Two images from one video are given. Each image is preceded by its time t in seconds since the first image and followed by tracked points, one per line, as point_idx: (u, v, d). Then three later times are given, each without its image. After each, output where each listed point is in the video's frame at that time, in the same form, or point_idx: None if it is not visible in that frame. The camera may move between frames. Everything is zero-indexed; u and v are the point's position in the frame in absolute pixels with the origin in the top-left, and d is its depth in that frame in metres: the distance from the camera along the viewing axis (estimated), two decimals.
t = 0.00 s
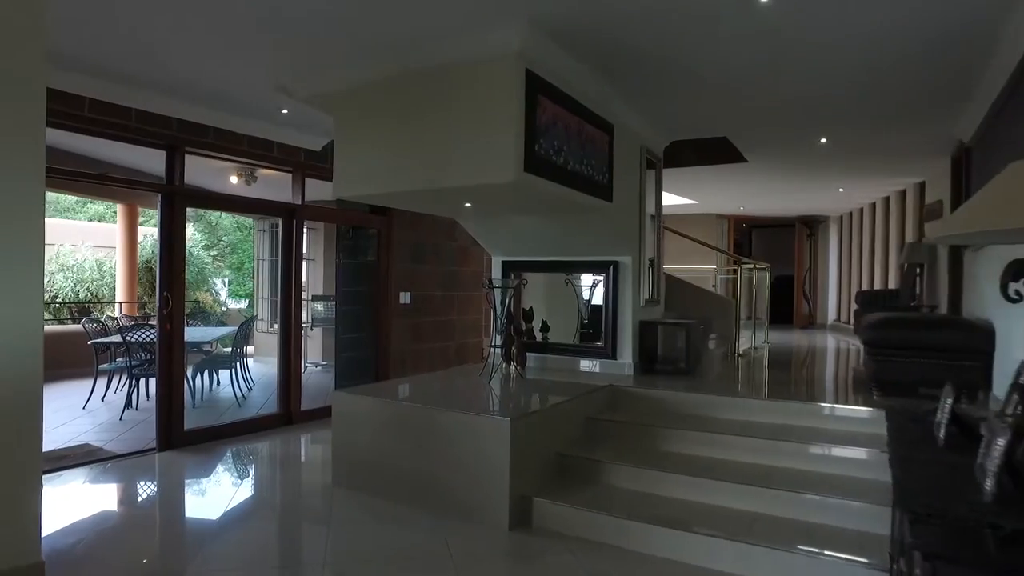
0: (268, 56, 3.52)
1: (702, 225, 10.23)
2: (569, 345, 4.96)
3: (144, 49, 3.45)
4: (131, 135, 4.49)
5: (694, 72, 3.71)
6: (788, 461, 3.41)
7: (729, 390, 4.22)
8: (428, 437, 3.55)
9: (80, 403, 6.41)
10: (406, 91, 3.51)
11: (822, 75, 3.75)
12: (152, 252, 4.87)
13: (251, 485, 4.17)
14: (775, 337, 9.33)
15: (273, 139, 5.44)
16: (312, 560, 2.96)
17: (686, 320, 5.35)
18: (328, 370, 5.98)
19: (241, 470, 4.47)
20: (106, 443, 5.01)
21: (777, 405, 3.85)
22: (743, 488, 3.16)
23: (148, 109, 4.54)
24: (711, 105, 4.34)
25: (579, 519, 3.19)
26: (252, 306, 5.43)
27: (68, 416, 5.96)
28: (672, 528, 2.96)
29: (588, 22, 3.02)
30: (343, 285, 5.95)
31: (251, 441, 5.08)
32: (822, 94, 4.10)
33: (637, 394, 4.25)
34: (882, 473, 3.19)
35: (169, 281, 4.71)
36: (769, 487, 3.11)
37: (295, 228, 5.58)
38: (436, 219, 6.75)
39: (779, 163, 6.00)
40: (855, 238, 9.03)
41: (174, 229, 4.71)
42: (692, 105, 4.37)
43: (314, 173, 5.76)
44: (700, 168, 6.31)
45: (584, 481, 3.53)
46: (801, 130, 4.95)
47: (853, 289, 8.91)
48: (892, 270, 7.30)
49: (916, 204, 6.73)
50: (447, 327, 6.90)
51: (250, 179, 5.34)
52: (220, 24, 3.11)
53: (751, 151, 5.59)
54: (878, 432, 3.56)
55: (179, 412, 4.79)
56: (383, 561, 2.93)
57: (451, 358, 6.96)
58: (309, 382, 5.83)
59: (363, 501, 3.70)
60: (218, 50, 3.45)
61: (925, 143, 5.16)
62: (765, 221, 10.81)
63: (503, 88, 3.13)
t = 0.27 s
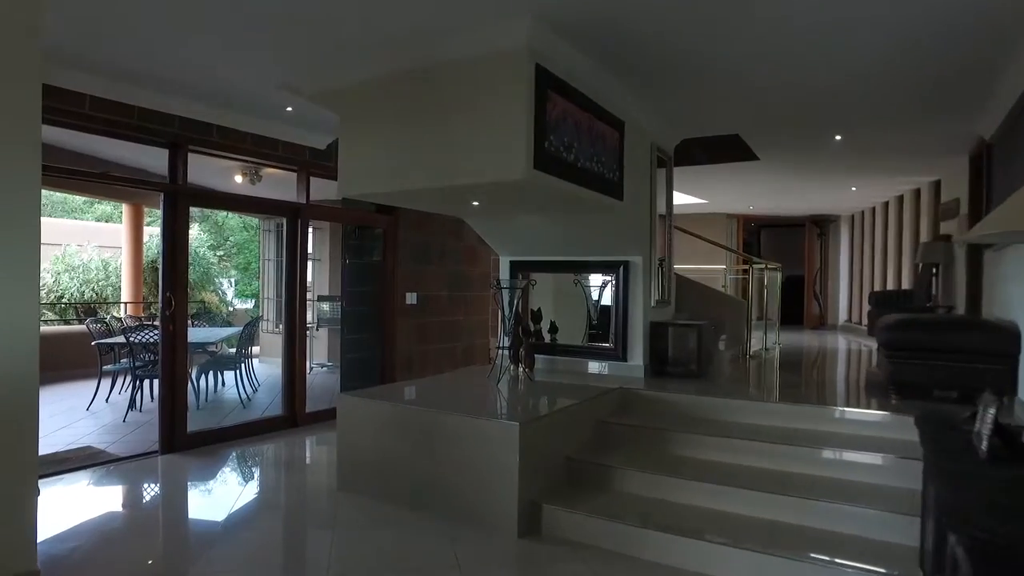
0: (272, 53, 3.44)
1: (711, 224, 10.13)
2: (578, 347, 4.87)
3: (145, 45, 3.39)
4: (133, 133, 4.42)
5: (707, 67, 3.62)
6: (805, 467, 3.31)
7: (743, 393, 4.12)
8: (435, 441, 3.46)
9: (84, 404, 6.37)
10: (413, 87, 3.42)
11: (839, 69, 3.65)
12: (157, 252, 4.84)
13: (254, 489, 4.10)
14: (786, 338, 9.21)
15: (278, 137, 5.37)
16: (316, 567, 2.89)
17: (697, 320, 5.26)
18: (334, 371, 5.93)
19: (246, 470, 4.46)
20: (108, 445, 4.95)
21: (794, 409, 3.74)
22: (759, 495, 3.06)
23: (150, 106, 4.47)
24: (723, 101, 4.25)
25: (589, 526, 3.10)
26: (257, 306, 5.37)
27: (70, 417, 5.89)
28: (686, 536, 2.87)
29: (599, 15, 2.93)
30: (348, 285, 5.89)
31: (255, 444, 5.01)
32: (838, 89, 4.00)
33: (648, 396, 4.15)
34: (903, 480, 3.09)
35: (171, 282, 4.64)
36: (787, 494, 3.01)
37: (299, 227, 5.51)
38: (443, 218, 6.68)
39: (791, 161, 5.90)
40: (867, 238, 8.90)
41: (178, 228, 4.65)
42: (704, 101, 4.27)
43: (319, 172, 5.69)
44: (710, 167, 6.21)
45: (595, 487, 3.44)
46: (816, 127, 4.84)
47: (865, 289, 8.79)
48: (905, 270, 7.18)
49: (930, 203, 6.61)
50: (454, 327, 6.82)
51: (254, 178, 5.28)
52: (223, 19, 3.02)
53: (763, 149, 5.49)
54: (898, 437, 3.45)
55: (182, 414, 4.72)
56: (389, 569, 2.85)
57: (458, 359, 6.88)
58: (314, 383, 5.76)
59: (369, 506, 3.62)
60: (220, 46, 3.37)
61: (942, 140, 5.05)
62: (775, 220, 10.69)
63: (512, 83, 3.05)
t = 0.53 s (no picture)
0: (276, 48, 3.39)
1: (720, 224, 10.04)
2: (587, 348, 4.80)
3: (147, 40, 3.34)
4: (137, 132, 4.38)
5: (719, 61, 3.55)
6: (820, 471, 3.23)
7: (756, 395, 4.04)
8: (441, 445, 3.40)
9: (89, 406, 6.33)
10: (419, 83, 3.36)
11: (855, 63, 3.57)
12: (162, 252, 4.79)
13: (259, 492, 4.04)
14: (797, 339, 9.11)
15: (283, 136, 5.31)
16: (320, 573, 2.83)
17: (708, 321, 5.17)
18: (339, 371, 5.88)
19: (252, 471, 4.43)
20: (113, 447, 4.91)
21: (809, 412, 3.66)
22: (774, 501, 2.99)
23: (154, 105, 4.42)
24: (735, 97, 4.17)
25: (600, 533, 3.03)
26: (262, 307, 5.32)
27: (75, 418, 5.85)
28: (700, 544, 2.79)
29: (609, 8, 2.87)
30: (354, 285, 5.83)
31: (260, 446, 4.95)
32: (853, 84, 3.92)
33: (660, 399, 4.07)
34: (922, 486, 3.00)
35: (176, 282, 4.60)
36: (802, 499, 2.93)
37: (305, 227, 5.46)
38: (450, 216, 6.61)
39: (802, 159, 5.82)
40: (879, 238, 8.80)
41: (182, 227, 4.60)
42: (715, 98, 4.20)
43: (325, 171, 5.63)
44: (720, 165, 6.13)
45: (605, 491, 3.37)
46: (829, 124, 4.75)
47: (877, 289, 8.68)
48: (918, 269, 7.08)
49: (944, 201, 6.51)
50: (461, 328, 6.75)
51: (260, 177, 5.22)
52: (225, 13, 2.97)
53: (775, 146, 5.41)
54: (917, 441, 3.36)
55: (186, 416, 4.67)
56: None
57: (465, 361, 6.82)
58: (320, 384, 5.73)
59: (375, 511, 3.56)
60: (223, 41, 3.32)
61: (958, 136, 4.96)
62: (784, 220, 10.58)
63: (520, 79, 2.98)
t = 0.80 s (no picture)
0: (282, 44, 3.33)
1: (728, 223, 9.95)
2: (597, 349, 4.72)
3: (151, 35, 3.28)
4: (142, 130, 4.32)
5: (733, 57, 3.48)
6: (838, 476, 3.14)
7: (770, 397, 3.95)
8: (449, 448, 3.34)
9: (94, 406, 6.29)
10: (427, 79, 3.29)
11: (872, 57, 3.48)
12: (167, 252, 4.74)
13: (265, 495, 3.98)
14: (807, 340, 9.01)
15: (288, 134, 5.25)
16: None
17: (720, 321, 5.09)
18: (345, 372, 5.80)
19: (257, 473, 4.39)
20: (117, 448, 4.86)
21: (825, 415, 3.58)
22: (791, 506, 2.91)
23: (159, 103, 4.36)
24: (749, 93, 4.09)
25: (612, 539, 2.95)
26: (268, 307, 5.27)
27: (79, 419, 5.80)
28: (715, 551, 2.71)
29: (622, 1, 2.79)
30: (361, 285, 5.78)
31: (265, 448, 4.90)
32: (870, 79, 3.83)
33: (671, 400, 3.99)
34: (944, 491, 2.92)
35: (180, 282, 4.54)
36: (820, 505, 2.86)
37: (311, 226, 5.41)
38: (457, 215, 6.55)
39: (815, 157, 5.73)
40: (890, 237, 8.69)
41: (186, 227, 4.55)
42: (727, 94, 4.12)
43: (331, 170, 5.58)
44: (731, 163, 6.05)
45: (617, 496, 3.29)
46: (843, 120, 4.67)
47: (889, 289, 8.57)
48: (932, 269, 6.98)
49: (959, 199, 6.41)
50: (468, 329, 6.69)
51: (265, 177, 5.17)
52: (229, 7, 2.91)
53: (787, 144, 5.32)
54: (938, 445, 3.27)
55: (190, 418, 4.62)
56: None
57: (472, 361, 6.75)
58: (327, 385, 5.66)
59: (382, 515, 3.50)
60: (228, 37, 3.26)
61: (975, 133, 4.87)
62: (794, 219, 10.48)
63: (531, 74, 2.91)
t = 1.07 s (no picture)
0: (287, 39, 3.26)
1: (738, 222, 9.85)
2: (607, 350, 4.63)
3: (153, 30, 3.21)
4: (145, 127, 4.25)
5: (749, 51, 3.39)
6: (858, 481, 3.05)
7: (786, 399, 3.86)
8: (459, 451, 3.26)
9: (98, 407, 6.22)
10: (436, 74, 3.21)
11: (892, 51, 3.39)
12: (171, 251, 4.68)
13: (270, 499, 3.90)
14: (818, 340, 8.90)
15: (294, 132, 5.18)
16: None
17: (732, 322, 4.99)
18: (351, 372, 5.71)
19: (262, 475, 4.34)
20: (120, 450, 4.79)
21: (843, 418, 3.48)
22: (809, 514, 2.81)
23: (163, 100, 4.29)
24: (763, 89, 4.00)
25: (626, 546, 2.86)
26: (273, 307, 5.19)
27: (83, 420, 5.74)
28: (733, 559, 2.62)
29: None
30: (366, 285, 5.71)
31: (270, 451, 4.82)
32: (888, 74, 3.74)
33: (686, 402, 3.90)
34: (970, 499, 2.82)
35: (184, 282, 4.47)
36: (839, 512, 2.76)
37: (317, 226, 5.33)
38: (464, 213, 6.46)
39: (829, 154, 5.63)
40: (903, 236, 8.58)
41: (190, 226, 4.48)
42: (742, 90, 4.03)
43: (337, 168, 5.50)
44: (743, 161, 5.95)
45: (630, 501, 3.21)
46: (859, 116, 4.56)
47: (902, 289, 8.46)
48: (947, 269, 6.87)
49: (976, 198, 6.30)
50: (475, 329, 6.61)
51: (271, 175, 5.10)
52: (234, 1, 2.84)
53: (801, 142, 5.22)
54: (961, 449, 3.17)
55: (194, 419, 4.55)
56: None
57: (479, 362, 6.67)
58: (333, 385, 5.59)
59: (389, 520, 3.42)
60: (232, 31, 3.18)
61: (993, 130, 4.77)
62: (804, 219, 10.36)
63: (543, 68, 2.83)
